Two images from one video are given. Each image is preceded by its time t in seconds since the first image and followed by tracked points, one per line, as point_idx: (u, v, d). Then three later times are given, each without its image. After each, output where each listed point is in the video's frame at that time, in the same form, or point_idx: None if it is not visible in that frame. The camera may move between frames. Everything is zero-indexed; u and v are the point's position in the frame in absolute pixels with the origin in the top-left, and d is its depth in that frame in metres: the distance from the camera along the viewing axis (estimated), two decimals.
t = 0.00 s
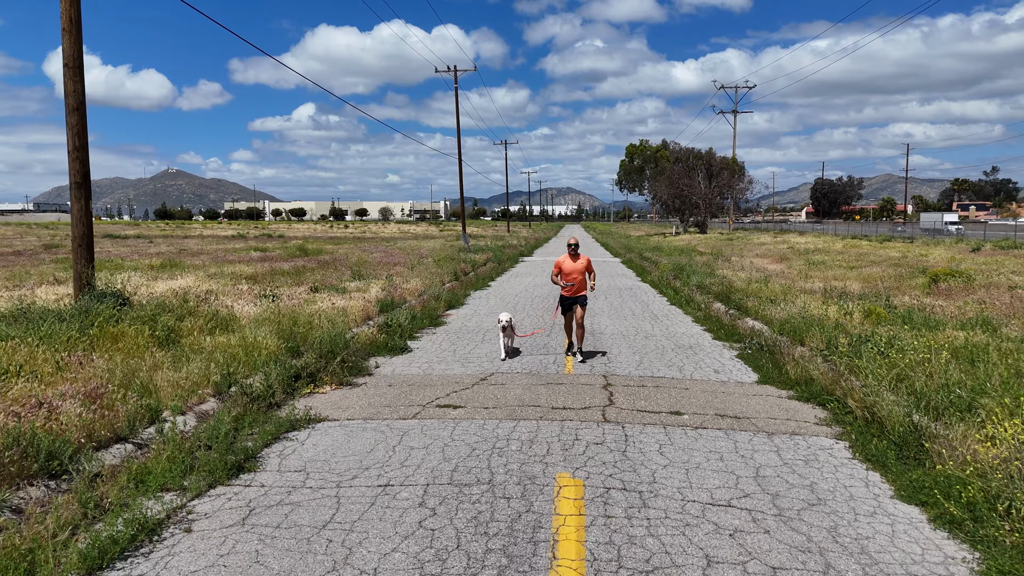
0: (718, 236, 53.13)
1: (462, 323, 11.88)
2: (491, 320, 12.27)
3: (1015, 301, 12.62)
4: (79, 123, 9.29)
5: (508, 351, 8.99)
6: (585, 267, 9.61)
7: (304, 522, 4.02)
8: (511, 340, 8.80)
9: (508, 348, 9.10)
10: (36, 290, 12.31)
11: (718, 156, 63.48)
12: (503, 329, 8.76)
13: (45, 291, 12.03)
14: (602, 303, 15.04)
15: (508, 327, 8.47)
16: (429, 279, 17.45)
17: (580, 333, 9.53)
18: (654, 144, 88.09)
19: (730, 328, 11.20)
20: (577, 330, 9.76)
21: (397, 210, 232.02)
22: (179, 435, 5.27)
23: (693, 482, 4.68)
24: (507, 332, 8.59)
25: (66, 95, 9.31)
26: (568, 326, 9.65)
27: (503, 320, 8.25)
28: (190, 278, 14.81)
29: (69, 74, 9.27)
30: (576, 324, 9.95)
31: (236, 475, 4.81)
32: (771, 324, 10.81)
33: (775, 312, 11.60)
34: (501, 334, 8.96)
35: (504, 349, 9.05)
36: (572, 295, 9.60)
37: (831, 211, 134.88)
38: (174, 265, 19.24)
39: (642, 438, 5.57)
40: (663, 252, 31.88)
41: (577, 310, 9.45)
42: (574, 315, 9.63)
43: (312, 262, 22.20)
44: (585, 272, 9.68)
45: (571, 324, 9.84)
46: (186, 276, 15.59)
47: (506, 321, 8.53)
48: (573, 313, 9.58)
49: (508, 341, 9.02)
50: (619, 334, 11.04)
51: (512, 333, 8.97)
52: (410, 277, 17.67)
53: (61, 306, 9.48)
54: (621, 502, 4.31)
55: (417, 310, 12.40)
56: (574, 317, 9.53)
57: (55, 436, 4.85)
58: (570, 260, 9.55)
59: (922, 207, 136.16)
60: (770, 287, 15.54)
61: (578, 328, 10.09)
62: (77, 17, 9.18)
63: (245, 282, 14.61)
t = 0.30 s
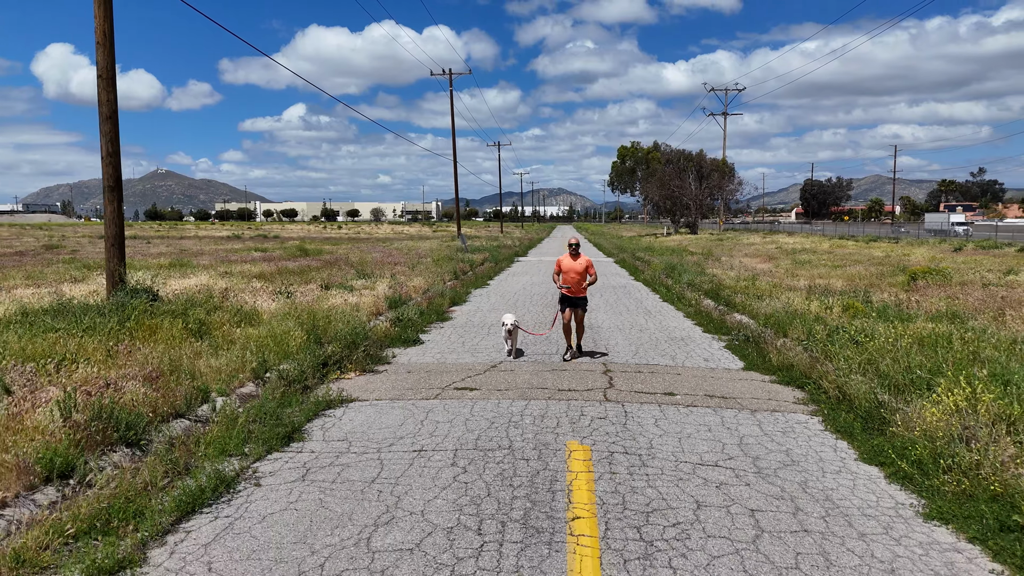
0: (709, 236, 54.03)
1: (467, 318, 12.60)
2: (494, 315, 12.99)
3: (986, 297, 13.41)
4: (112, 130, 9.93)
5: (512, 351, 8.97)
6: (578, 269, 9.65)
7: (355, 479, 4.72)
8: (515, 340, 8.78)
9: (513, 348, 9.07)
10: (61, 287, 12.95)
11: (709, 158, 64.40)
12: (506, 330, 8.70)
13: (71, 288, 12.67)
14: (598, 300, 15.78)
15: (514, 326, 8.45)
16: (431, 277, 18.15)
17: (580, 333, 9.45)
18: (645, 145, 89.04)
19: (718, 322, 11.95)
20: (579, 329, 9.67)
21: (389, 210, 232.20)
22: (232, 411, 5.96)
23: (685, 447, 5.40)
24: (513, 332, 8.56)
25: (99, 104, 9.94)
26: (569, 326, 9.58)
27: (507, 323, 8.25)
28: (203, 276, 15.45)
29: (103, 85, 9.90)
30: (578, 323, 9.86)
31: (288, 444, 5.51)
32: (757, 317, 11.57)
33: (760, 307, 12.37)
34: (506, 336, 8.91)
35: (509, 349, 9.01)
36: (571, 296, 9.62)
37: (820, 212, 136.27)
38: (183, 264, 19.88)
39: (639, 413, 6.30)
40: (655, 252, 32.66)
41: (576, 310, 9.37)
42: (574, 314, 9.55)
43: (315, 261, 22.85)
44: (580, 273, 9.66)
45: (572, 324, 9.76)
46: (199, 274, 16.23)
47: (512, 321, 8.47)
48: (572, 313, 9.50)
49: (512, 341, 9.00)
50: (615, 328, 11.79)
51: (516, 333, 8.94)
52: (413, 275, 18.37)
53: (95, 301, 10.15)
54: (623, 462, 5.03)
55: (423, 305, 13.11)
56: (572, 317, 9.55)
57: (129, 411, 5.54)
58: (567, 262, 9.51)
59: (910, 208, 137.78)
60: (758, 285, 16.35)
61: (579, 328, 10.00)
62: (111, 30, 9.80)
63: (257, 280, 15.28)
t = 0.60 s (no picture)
0: (704, 236, 54.74)
1: (471, 313, 13.26)
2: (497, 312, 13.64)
3: (964, 294, 14.10)
4: (139, 136, 10.56)
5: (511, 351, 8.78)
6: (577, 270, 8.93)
7: (385, 448, 5.38)
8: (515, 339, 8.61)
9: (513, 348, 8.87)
10: (85, 284, 13.59)
11: (704, 159, 65.12)
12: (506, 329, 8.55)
13: (94, 285, 13.29)
14: (595, 296, 16.44)
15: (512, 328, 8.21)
16: (434, 276, 18.78)
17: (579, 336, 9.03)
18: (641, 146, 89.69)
19: (709, 316, 12.64)
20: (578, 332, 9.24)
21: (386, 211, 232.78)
22: (268, 393, 6.62)
23: (674, 423, 6.08)
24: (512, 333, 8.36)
25: (127, 111, 10.57)
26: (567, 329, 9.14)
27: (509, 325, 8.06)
28: (216, 274, 16.08)
29: (131, 94, 10.53)
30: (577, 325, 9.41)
31: (320, 421, 6.17)
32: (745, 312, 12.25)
33: (750, 303, 13.06)
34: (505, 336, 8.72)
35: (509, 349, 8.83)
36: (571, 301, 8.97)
37: (815, 212, 137.18)
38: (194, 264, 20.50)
39: (634, 395, 6.98)
40: (651, 252, 33.31)
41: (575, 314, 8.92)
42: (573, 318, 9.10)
43: (320, 261, 23.48)
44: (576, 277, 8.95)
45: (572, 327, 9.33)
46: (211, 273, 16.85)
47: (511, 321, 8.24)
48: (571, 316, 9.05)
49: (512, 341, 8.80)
50: (612, 322, 12.47)
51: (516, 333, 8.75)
52: (416, 274, 19.01)
53: (124, 297, 10.80)
54: (619, 434, 5.70)
55: (429, 302, 13.77)
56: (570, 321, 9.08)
57: (178, 392, 6.19)
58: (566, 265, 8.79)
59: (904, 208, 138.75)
60: (748, 283, 17.03)
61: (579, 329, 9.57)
62: (138, 43, 10.43)
63: (268, 278, 15.90)
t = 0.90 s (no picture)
0: (707, 237, 55.23)
1: (477, 310, 13.89)
2: (501, 308, 14.28)
3: (952, 292, 14.65)
4: (165, 142, 11.21)
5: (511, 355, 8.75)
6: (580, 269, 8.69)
7: (402, 426, 5.99)
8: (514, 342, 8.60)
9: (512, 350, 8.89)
10: (110, 282, 14.28)
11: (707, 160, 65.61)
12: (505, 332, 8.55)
13: (118, 282, 13.98)
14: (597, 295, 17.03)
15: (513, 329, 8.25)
16: (441, 275, 19.41)
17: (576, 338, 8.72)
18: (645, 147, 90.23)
19: (703, 313, 13.23)
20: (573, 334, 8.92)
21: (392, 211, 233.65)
22: (293, 379, 7.25)
23: (663, 405, 6.70)
24: (512, 334, 8.39)
25: (154, 119, 11.21)
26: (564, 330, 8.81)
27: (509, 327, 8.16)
28: (232, 272, 16.73)
29: (158, 102, 11.18)
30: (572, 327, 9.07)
31: (342, 403, 6.81)
32: (739, 309, 12.83)
33: (744, 300, 13.66)
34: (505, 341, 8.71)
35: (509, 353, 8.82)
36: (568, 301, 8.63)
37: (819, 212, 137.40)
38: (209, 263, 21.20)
39: (628, 382, 7.60)
40: (653, 252, 33.79)
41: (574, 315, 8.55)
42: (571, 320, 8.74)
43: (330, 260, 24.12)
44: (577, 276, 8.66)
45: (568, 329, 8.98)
46: (228, 271, 17.54)
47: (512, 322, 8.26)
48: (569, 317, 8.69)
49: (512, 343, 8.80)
50: (611, 318, 13.10)
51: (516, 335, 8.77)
52: (424, 273, 19.63)
53: (151, 294, 11.47)
54: (612, 415, 6.32)
55: (437, 299, 14.39)
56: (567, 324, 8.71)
57: (213, 377, 6.82)
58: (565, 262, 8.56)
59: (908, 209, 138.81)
60: (745, 281, 17.62)
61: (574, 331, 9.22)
62: (165, 55, 11.08)
63: (281, 277, 16.58)
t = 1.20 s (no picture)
0: (715, 237, 55.55)
1: (486, 307, 14.47)
2: (509, 306, 14.86)
3: (947, 291, 15.08)
4: (191, 147, 11.85)
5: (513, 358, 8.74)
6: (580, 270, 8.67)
7: (415, 409, 6.57)
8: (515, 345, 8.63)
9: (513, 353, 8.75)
10: (136, 280, 14.96)
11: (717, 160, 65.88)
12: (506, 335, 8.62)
13: (144, 280, 14.65)
14: (602, 293, 17.56)
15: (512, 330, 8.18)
16: (451, 273, 20.01)
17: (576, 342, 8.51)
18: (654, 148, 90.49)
19: (703, 310, 13.75)
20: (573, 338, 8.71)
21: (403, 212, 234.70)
22: (315, 368, 7.86)
23: (656, 392, 7.26)
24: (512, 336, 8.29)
25: (181, 125, 11.86)
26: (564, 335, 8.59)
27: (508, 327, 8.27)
28: (252, 271, 17.41)
29: (185, 110, 11.82)
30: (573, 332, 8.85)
31: (361, 390, 7.41)
32: (738, 305, 13.34)
33: (743, 298, 14.17)
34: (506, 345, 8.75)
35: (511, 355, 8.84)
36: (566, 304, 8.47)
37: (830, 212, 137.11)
38: (227, 262, 21.86)
39: (626, 372, 8.16)
40: (660, 252, 34.22)
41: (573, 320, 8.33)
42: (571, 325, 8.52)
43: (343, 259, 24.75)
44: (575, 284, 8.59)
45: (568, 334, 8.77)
46: (246, 270, 18.19)
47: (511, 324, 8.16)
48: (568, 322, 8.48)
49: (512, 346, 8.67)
50: (615, 315, 13.65)
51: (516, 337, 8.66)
52: (435, 272, 20.22)
53: (177, 290, 12.13)
54: (608, 400, 6.89)
55: (448, 297, 14.99)
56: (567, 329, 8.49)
57: (243, 365, 7.44)
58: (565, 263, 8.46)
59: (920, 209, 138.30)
60: (747, 280, 18.10)
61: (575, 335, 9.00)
62: (191, 65, 11.71)
63: (298, 275, 17.21)
